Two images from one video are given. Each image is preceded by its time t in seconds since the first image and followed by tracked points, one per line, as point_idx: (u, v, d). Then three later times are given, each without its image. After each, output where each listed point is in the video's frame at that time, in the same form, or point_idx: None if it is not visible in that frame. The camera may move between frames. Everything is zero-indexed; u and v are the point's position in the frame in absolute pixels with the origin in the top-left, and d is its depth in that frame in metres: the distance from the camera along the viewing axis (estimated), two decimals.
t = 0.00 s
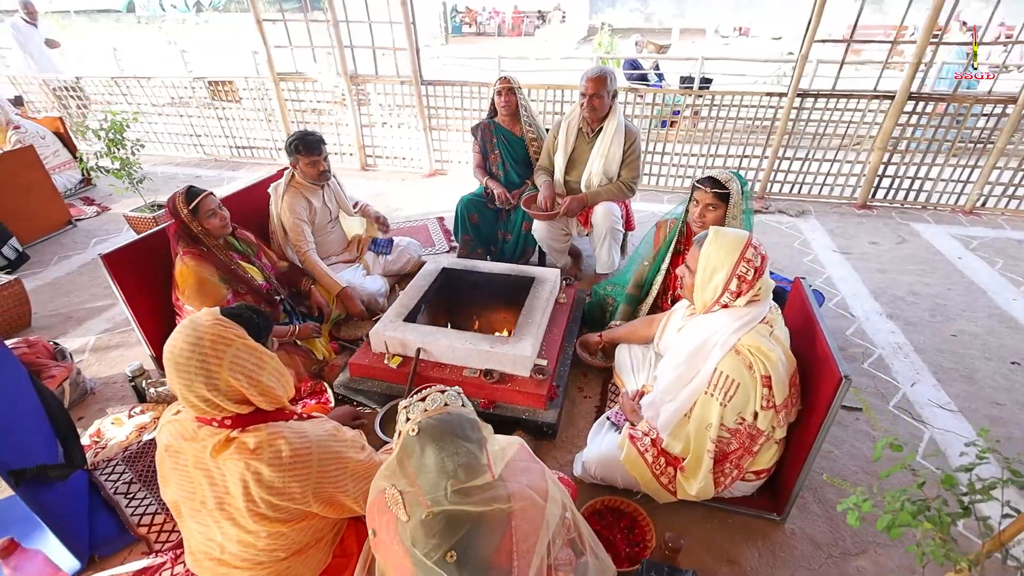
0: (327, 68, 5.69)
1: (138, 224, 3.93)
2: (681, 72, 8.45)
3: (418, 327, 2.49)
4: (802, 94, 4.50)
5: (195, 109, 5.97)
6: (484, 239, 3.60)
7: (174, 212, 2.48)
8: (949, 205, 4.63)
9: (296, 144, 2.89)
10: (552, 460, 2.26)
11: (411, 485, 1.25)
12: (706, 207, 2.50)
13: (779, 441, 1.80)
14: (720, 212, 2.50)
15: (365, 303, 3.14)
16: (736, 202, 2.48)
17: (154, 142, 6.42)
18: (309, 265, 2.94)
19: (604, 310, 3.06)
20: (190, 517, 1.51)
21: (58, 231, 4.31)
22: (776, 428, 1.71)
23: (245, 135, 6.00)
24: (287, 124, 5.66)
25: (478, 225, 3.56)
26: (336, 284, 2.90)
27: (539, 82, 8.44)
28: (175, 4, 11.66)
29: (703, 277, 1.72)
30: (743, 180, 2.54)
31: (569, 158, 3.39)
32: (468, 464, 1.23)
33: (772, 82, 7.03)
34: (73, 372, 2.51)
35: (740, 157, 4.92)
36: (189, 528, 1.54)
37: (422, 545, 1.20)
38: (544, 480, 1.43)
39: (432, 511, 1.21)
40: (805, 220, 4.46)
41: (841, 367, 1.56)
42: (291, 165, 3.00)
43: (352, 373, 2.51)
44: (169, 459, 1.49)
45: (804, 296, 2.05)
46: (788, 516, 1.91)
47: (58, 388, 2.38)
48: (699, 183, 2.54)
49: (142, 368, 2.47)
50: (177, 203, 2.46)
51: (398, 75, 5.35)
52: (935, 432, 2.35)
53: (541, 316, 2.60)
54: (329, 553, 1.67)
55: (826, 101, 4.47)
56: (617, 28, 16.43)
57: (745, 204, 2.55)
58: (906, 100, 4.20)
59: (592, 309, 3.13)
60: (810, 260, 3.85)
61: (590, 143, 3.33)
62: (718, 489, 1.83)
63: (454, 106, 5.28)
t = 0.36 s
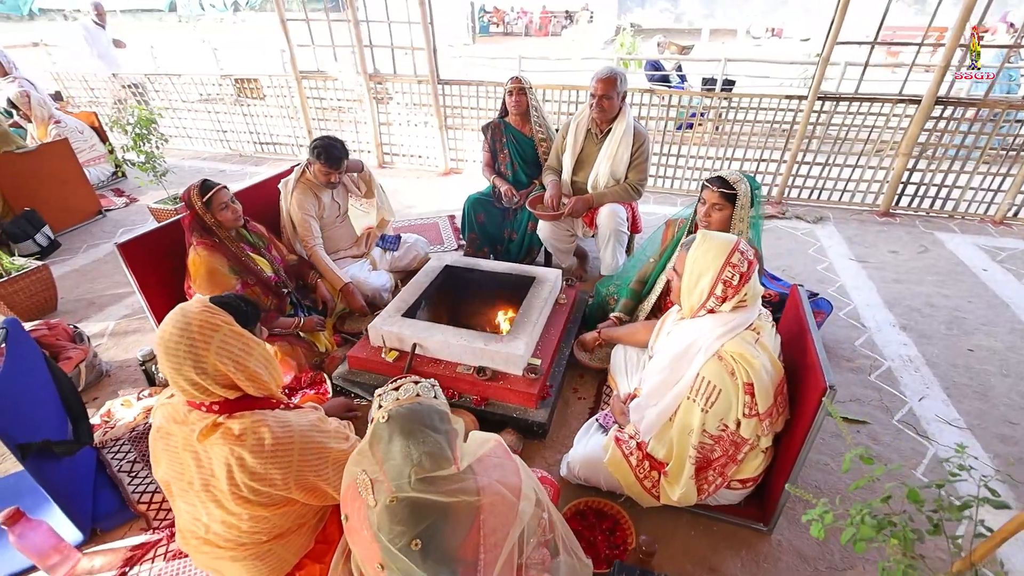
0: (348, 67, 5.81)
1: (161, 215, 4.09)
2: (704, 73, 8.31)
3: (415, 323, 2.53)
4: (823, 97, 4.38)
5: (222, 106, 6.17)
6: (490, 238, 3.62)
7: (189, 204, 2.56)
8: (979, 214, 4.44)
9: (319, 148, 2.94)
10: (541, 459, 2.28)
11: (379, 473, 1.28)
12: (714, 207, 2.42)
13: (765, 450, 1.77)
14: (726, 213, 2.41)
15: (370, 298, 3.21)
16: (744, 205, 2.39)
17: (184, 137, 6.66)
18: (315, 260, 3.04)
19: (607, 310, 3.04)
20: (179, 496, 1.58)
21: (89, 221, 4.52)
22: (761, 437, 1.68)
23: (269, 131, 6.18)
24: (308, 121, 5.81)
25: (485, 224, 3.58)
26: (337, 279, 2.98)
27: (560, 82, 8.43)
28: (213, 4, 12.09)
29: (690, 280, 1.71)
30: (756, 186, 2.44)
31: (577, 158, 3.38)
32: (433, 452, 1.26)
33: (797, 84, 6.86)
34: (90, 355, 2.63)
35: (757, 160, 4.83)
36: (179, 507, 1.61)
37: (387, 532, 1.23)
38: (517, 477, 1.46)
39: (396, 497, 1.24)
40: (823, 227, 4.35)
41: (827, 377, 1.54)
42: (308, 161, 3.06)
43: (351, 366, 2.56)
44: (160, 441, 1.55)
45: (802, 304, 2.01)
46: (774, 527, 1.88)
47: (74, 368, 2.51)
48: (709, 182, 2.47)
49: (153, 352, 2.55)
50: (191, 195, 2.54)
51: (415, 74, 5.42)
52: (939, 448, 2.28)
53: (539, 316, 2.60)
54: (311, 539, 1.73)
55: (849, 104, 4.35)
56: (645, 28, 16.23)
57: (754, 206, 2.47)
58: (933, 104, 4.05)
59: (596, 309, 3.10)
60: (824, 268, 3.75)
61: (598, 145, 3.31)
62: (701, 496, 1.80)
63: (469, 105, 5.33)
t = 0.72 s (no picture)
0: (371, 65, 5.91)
1: (187, 207, 4.26)
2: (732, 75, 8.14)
3: (417, 318, 2.58)
4: (850, 102, 4.24)
5: (251, 102, 6.37)
6: (499, 237, 3.63)
7: (210, 195, 2.65)
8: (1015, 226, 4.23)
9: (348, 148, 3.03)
10: (536, 459, 2.28)
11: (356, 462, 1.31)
12: (723, 211, 2.27)
13: (757, 460, 1.74)
14: (737, 217, 2.26)
15: (379, 292, 3.28)
16: (756, 209, 2.24)
17: (215, 132, 6.89)
18: (326, 254, 3.14)
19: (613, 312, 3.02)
20: (179, 474, 1.65)
21: (121, 211, 4.73)
22: (751, 447, 1.66)
23: (295, 128, 6.36)
24: (332, 119, 5.95)
25: (495, 223, 3.60)
26: (345, 272, 3.07)
27: (584, 82, 8.39)
28: (252, 4, 12.49)
29: (683, 285, 1.70)
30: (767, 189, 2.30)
31: (589, 160, 3.37)
32: (403, 443, 1.29)
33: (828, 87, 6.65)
34: (112, 338, 2.77)
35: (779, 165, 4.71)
36: (179, 484, 1.68)
37: (361, 521, 1.26)
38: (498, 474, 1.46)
39: (367, 486, 1.27)
40: (845, 235, 4.22)
41: (818, 389, 1.51)
42: (331, 159, 3.12)
43: (355, 358, 2.62)
44: (164, 420, 1.63)
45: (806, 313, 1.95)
46: (766, 538, 1.85)
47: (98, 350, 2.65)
48: (720, 185, 2.31)
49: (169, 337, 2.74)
50: (213, 187, 2.62)
51: (436, 74, 5.48)
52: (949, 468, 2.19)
53: (540, 317, 2.61)
54: (301, 524, 1.77)
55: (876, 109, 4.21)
56: (677, 28, 15.96)
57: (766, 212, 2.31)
58: (966, 111, 3.88)
59: (603, 310, 3.08)
60: (842, 277, 3.64)
61: (610, 147, 3.29)
62: (689, 503, 1.79)
63: (488, 105, 5.35)
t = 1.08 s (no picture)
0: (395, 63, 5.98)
1: (212, 199, 4.40)
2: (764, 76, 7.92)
3: (420, 315, 2.60)
4: (881, 105, 4.08)
5: (279, 99, 6.53)
6: (510, 237, 3.61)
7: (228, 188, 2.71)
8: None
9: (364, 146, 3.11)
10: (530, 461, 2.27)
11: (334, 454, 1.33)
12: (732, 217, 2.15)
13: (750, 474, 1.69)
14: (746, 224, 2.14)
15: (387, 288, 3.32)
16: (766, 216, 2.11)
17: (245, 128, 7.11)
18: (337, 250, 3.20)
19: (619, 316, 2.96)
20: (178, 455, 1.70)
21: (152, 201, 4.92)
22: (742, 460, 1.62)
23: (320, 124, 6.50)
24: (355, 116, 6.05)
25: (506, 222, 3.57)
26: (354, 269, 3.12)
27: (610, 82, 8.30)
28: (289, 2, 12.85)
29: (679, 294, 1.66)
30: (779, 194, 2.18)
31: (602, 162, 3.33)
32: (377, 436, 1.30)
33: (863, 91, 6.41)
34: (131, 323, 2.89)
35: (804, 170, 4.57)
36: (178, 465, 1.73)
37: (336, 512, 1.27)
38: (477, 474, 1.47)
39: (340, 478, 1.28)
40: (871, 244, 4.06)
41: (813, 404, 1.46)
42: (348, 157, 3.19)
43: (359, 352, 2.66)
44: (165, 401, 1.68)
45: (811, 324, 1.87)
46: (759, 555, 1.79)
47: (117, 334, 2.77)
48: (730, 190, 2.20)
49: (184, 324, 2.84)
50: (231, 180, 2.70)
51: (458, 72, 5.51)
52: (963, 493, 2.08)
53: (542, 318, 2.59)
54: (292, 512, 1.81)
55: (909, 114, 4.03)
56: (711, 28, 15.62)
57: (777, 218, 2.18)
58: (1006, 117, 3.68)
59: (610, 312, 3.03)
60: (864, 288, 3.50)
61: (624, 149, 3.25)
62: (678, 514, 1.76)
63: (508, 104, 5.35)
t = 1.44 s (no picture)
0: (416, 64, 6.04)
1: (233, 196, 4.52)
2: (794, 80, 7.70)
3: (421, 316, 2.61)
4: (910, 112, 3.91)
5: (304, 98, 6.67)
6: (519, 240, 3.60)
7: (256, 185, 2.79)
8: None
9: (368, 147, 3.15)
10: (522, 467, 2.26)
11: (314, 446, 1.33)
12: (732, 229, 2.09)
13: (738, 493, 1.65)
14: (747, 235, 2.08)
15: (394, 288, 3.35)
16: (767, 227, 2.05)
17: (271, 125, 7.28)
18: (345, 250, 3.24)
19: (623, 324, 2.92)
20: (174, 441, 1.73)
21: (178, 196, 5.10)
22: (729, 480, 1.58)
23: (343, 123, 6.62)
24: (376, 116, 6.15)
25: (515, 225, 3.56)
26: (362, 270, 3.16)
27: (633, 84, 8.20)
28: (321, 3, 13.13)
29: (665, 307, 1.64)
30: (782, 205, 2.11)
31: (611, 167, 3.30)
32: (353, 430, 1.29)
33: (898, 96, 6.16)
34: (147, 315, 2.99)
35: (827, 178, 4.42)
36: (173, 451, 1.77)
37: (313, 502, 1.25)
38: (457, 472, 1.46)
39: (316, 469, 1.27)
40: (895, 256, 3.90)
41: (803, 426, 1.42)
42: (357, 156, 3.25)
43: (359, 352, 2.69)
44: (161, 386, 1.69)
45: (812, 341, 1.79)
46: None
47: (133, 325, 2.87)
48: (732, 202, 2.13)
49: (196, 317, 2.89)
50: (260, 177, 2.79)
51: (477, 73, 5.53)
52: (975, 524, 1.98)
53: (542, 323, 2.56)
54: (280, 505, 1.82)
55: (940, 122, 3.86)
56: (745, 28, 15.23)
57: (779, 232, 2.09)
58: None
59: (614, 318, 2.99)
60: (884, 302, 3.36)
61: (634, 154, 3.21)
62: (662, 529, 1.74)
63: (526, 105, 5.34)
